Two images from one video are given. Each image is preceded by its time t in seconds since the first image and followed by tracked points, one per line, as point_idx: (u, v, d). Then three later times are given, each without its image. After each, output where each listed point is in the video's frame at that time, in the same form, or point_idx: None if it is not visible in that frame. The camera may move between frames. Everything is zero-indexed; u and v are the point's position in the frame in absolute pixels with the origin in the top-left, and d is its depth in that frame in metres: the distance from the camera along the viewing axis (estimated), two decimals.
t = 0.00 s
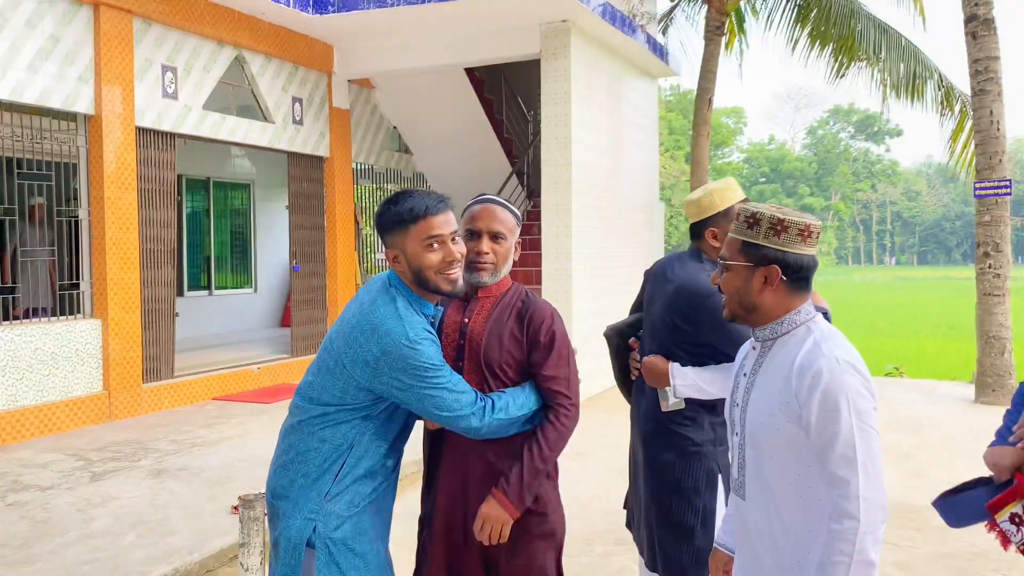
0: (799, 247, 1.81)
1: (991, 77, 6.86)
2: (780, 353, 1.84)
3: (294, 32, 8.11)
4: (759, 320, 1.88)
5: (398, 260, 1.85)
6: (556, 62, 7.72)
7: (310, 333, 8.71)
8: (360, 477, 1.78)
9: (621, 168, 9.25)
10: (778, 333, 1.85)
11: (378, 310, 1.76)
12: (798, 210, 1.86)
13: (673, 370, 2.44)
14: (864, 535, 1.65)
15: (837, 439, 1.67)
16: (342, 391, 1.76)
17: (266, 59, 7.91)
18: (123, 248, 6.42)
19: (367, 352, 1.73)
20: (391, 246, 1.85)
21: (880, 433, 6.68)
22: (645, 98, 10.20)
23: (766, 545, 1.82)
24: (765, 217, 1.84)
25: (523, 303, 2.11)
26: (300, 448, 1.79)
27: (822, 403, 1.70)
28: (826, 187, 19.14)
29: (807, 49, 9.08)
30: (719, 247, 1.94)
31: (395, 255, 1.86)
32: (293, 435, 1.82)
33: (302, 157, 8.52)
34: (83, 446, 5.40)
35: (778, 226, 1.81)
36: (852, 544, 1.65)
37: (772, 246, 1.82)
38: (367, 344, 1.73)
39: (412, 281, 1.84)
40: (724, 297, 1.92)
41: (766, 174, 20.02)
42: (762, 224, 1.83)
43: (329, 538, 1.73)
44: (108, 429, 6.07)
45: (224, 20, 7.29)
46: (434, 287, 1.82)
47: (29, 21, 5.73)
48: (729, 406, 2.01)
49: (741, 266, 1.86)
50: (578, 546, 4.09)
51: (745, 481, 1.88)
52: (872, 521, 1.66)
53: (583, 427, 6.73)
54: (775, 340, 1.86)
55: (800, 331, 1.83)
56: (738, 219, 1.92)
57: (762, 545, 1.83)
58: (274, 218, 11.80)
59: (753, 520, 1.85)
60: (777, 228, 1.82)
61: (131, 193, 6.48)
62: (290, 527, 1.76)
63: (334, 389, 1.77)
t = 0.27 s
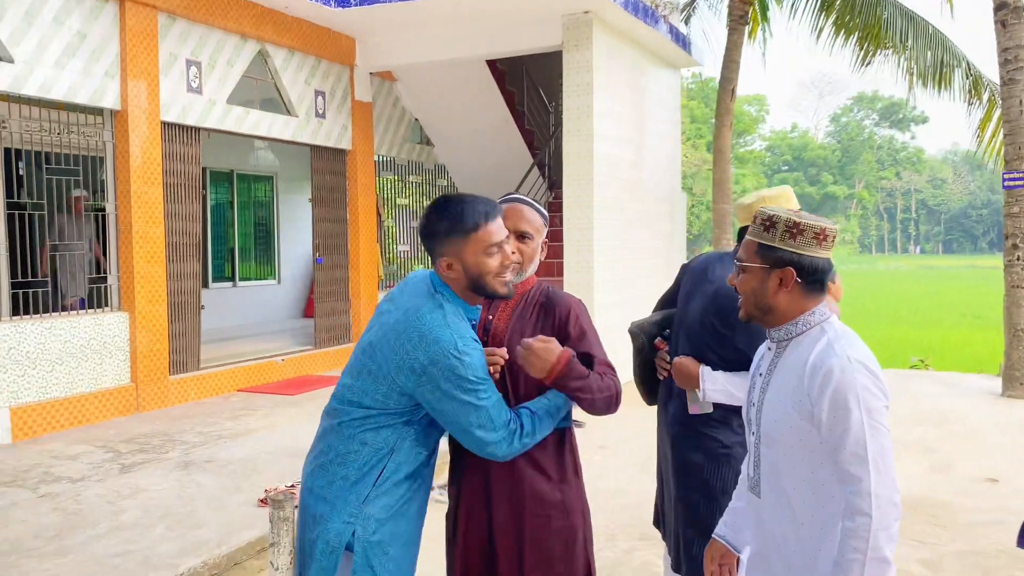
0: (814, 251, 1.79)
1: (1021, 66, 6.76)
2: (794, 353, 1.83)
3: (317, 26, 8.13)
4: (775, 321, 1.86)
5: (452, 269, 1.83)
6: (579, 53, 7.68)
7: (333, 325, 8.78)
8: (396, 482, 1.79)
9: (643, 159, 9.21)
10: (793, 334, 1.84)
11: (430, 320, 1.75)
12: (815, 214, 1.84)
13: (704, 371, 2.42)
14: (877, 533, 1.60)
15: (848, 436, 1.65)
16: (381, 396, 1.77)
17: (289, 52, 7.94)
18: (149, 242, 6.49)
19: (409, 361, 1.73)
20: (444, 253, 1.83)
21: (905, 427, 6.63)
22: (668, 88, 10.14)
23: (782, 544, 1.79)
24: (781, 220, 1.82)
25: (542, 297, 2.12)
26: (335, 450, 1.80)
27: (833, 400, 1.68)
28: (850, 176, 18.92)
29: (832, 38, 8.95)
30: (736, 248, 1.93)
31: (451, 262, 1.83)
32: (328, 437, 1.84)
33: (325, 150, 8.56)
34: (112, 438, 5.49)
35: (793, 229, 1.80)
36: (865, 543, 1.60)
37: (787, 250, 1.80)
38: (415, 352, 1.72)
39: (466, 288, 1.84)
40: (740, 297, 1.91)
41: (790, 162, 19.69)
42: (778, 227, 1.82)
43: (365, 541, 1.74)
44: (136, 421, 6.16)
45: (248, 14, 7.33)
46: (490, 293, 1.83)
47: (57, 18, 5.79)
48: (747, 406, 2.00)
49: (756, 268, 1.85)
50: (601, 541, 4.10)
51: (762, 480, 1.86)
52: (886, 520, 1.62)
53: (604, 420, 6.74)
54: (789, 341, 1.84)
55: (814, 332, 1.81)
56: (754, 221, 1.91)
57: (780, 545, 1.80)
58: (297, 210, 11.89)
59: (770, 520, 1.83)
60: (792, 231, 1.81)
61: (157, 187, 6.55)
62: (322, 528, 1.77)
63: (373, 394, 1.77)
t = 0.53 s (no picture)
0: (828, 251, 1.75)
1: None
2: (807, 352, 1.78)
3: (333, 24, 8.15)
4: (789, 321, 1.83)
5: (521, 277, 1.85)
6: (595, 49, 7.65)
7: (350, 321, 8.81)
8: (444, 485, 1.77)
9: (659, 155, 9.16)
10: (806, 333, 1.80)
11: (498, 325, 1.73)
12: (830, 213, 1.81)
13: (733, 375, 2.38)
14: (888, 530, 1.60)
15: (858, 433, 1.63)
16: (432, 399, 1.73)
17: (306, 50, 7.97)
18: (168, 240, 6.53)
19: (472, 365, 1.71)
20: (516, 259, 1.84)
21: (925, 424, 6.56)
22: (684, 83, 10.08)
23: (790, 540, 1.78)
24: (795, 220, 1.79)
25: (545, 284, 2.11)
26: (382, 456, 1.74)
27: (843, 398, 1.66)
28: (868, 170, 18.75)
29: (850, 32, 8.84)
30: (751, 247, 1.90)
31: (520, 270, 1.85)
32: (369, 441, 1.79)
33: (341, 148, 8.58)
34: (132, 435, 5.54)
35: (807, 229, 1.76)
36: (876, 539, 1.60)
37: (800, 249, 1.77)
38: (479, 353, 1.70)
39: (529, 295, 1.88)
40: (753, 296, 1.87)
41: (806, 156, 19.91)
42: (791, 226, 1.78)
43: (421, 547, 1.73)
44: (156, 418, 6.21)
45: (265, 12, 7.35)
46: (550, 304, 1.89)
47: (77, 18, 5.83)
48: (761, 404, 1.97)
49: (769, 267, 1.81)
50: (620, 539, 4.08)
51: (775, 477, 1.84)
52: (897, 518, 1.61)
53: (622, 418, 6.72)
54: (804, 339, 1.80)
55: (827, 330, 1.76)
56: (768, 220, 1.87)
57: (788, 540, 1.79)
58: (314, 207, 11.94)
59: (781, 516, 1.81)
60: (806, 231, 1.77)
61: (176, 185, 6.59)
62: (373, 540, 1.70)
63: (425, 398, 1.73)
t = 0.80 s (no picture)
0: (837, 252, 1.74)
1: None
2: (814, 352, 1.78)
3: (341, 25, 8.17)
4: (796, 320, 1.82)
5: (540, 275, 1.87)
6: (603, 50, 7.65)
7: (358, 322, 8.83)
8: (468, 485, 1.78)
9: (667, 156, 9.15)
10: (814, 332, 1.79)
11: (523, 314, 1.74)
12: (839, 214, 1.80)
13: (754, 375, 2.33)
14: (894, 530, 1.60)
15: (863, 434, 1.63)
16: (455, 396, 1.74)
17: (314, 52, 7.99)
18: (178, 241, 6.55)
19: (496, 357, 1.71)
20: (535, 255, 1.85)
21: (935, 425, 6.54)
22: (692, 83, 10.07)
23: (796, 539, 1.78)
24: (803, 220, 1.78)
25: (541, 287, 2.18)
26: (409, 456, 1.74)
27: (848, 397, 1.65)
28: (875, 171, 18.69)
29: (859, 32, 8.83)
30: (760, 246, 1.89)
31: (540, 266, 1.86)
32: (391, 442, 1.78)
33: (349, 149, 8.60)
34: (143, 435, 5.56)
35: (815, 230, 1.75)
36: (882, 539, 1.60)
37: (808, 249, 1.75)
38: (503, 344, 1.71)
39: (547, 292, 1.90)
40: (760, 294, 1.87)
41: (814, 156, 19.97)
42: (799, 227, 1.77)
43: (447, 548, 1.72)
44: (166, 418, 6.24)
45: (274, 14, 7.37)
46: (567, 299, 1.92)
47: (87, 20, 5.86)
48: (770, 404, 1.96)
49: (776, 266, 1.80)
50: (630, 539, 4.08)
51: (784, 476, 1.84)
52: (904, 518, 1.60)
53: (630, 418, 6.71)
54: (812, 338, 1.79)
55: (834, 330, 1.75)
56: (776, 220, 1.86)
57: (794, 540, 1.79)
58: (322, 208, 11.98)
59: (788, 516, 1.81)
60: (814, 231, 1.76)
61: (185, 187, 6.61)
62: (399, 542, 1.69)
63: (449, 396, 1.74)
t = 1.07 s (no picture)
0: (843, 254, 1.75)
1: None
2: (822, 357, 1.77)
3: (345, 30, 8.19)
4: (805, 325, 1.81)
5: (526, 271, 1.90)
6: (606, 55, 7.67)
7: (362, 326, 8.84)
8: (468, 480, 1.78)
9: (670, 160, 9.15)
10: (822, 337, 1.79)
11: (523, 305, 1.80)
12: (845, 216, 1.81)
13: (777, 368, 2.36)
14: (895, 536, 1.60)
15: (867, 441, 1.63)
16: (456, 393, 1.75)
17: (317, 57, 8.01)
18: (182, 245, 6.56)
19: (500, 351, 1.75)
20: (520, 251, 1.89)
21: (939, 429, 6.52)
22: (694, 88, 10.07)
23: (797, 541, 1.78)
24: (808, 223, 1.79)
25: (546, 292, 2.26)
26: (403, 455, 1.74)
27: (854, 404, 1.65)
28: (878, 175, 18.67)
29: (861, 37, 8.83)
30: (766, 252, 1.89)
31: (525, 262, 1.89)
32: (386, 442, 1.78)
33: (353, 154, 8.62)
34: (147, 439, 5.57)
35: (820, 232, 1.76)
36: (883, 544, 1.61)
37: (814, 252, 1.76)
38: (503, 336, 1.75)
39: (533, 289, 1.92)
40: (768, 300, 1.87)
41: (816, 161, 19.99)
42: (805, 230, 1.78)
43: (449, 547, 1.73)
44: (170, 422, 6.24)
45: (278, 19, 7.39)
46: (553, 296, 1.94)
47: (92, 25, 5.88)
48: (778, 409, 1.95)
49: (783, 270, 1.81)
50: (634, 543, 4.08)
51: (790, 480, 1.84)
52: (906, 525, 1.61)
53: (633, 422, 6.71)
54: (821, 342, 1.79)
55: (843, 335, 1.75)
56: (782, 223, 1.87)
57: (794, 542, 1.80)
58: (324, 212, 11.99)
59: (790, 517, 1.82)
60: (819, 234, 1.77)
61: (189, 191, 6.63)
62: (402, 541, 1.69)
63: (448, 393, 1.74)
